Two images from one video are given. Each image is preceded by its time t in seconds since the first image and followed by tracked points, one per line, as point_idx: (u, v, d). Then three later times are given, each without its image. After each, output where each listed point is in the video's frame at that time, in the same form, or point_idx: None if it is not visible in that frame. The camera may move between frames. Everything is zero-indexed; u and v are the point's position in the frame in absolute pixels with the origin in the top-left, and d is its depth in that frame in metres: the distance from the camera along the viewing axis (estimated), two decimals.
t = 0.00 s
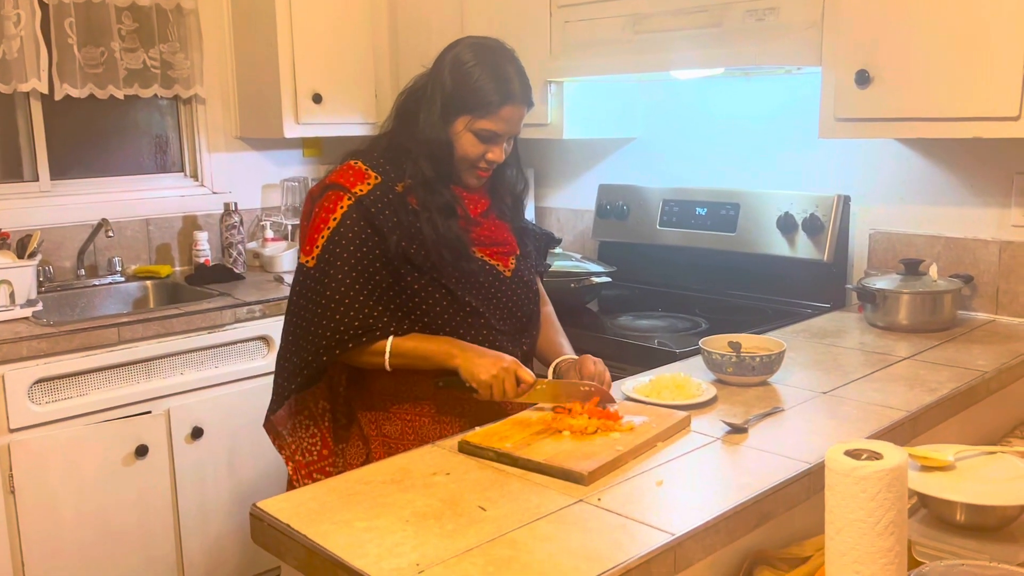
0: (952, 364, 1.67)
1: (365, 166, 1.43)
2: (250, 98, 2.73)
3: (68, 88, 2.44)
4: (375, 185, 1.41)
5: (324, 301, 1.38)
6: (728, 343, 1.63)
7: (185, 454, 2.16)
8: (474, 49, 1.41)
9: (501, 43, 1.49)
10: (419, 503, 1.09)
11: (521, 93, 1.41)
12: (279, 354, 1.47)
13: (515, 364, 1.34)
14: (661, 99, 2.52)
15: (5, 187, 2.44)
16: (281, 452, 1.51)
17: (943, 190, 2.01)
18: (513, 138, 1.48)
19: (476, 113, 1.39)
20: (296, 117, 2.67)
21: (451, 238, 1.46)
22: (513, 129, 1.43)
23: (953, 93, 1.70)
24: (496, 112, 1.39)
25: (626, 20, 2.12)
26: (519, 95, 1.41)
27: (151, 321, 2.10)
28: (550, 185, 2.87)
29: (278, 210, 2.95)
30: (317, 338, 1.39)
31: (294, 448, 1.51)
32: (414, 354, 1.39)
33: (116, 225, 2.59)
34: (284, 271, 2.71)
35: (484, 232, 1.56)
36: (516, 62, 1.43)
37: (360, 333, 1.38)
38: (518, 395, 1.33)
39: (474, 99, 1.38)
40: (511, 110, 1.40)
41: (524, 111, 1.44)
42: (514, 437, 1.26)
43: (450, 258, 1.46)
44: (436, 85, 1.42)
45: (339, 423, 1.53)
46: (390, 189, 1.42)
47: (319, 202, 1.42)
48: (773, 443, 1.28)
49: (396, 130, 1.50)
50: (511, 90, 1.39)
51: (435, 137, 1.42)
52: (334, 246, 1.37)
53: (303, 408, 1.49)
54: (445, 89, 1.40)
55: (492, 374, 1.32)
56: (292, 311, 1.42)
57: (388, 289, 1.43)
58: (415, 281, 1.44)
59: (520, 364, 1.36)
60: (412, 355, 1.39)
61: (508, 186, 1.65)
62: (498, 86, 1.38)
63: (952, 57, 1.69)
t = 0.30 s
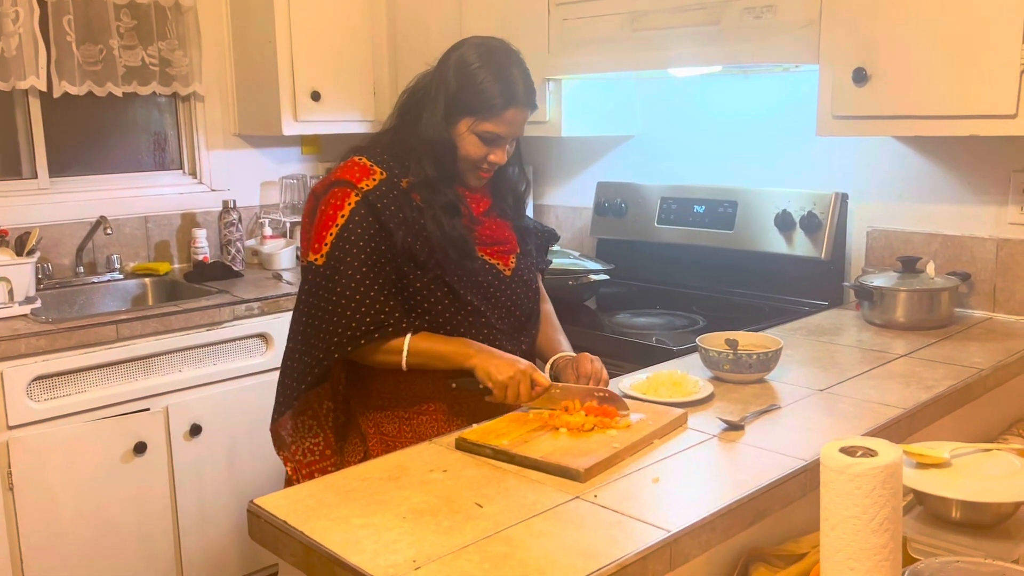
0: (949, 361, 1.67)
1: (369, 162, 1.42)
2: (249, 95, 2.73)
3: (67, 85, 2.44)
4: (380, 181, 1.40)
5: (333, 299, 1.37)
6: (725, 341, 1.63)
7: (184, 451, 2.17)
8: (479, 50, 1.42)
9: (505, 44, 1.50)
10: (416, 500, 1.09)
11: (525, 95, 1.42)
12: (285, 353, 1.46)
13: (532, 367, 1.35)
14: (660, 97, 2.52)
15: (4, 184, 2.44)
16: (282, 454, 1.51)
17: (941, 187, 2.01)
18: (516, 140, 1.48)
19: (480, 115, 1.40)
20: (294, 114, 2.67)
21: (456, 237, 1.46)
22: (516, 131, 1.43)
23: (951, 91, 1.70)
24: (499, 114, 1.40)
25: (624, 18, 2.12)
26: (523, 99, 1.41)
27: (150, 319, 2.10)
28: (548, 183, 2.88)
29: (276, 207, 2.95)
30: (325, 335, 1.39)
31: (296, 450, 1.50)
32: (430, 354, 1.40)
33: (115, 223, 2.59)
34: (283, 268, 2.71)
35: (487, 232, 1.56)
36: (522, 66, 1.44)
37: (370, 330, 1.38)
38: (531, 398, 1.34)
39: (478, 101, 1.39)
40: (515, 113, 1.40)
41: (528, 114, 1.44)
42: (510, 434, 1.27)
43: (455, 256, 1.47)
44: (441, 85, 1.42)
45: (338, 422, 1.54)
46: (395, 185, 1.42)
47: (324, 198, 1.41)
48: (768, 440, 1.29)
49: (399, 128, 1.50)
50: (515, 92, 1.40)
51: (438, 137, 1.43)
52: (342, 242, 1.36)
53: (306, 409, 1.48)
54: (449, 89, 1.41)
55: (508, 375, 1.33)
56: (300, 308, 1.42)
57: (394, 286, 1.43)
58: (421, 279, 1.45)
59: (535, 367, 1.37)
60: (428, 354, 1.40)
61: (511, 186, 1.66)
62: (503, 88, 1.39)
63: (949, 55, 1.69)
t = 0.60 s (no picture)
0: (948, 360, 1.67)
1: (375, 159, 1.43)
2: (250, 93, 2.74)
3: (68, 84, 2.44)
4: (385, 179, 1.41)
5: (336, 296, 1.37)
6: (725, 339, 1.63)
7: (184, 449, 2.17)
8: (481, 48, 1.42)
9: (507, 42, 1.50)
10: (415, 498, 1.09)
11: (527, 93, 1.42)
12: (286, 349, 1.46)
13: (535, 367, 1.35)
14: (661, 95, 2.52)
15: (5, 182, 2.44)
16: (287, 456, 1.51)
17: (941, 187, 2.01)
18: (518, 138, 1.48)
19: (482, 114, 1.40)
20: (295, 113, 2.67)
21: (459, 235, 1.46)
22: (518, 130, 1.43)
23: (951, 91, 1.70)
24: (501, 112, 1.40)
25: (625, 17, 2.12)
26: (525, 97, 1.41)
27: (151, 317, 2.10)
28: (548, 181, 2.88)
29: (277, 205, 2.95)
30: (328, 332, 1.39)
31: (301, 451, 1.51)
32: (430, 352, 1.40)
33: (115, 221, 2.59)
34: (283, 266, 2.72)
35: (490, 230, 1.57)
36: (524, 63, 1.44)
37: (375, 329, 1.38)
38: (533, 399, 1.33)
39: (481, 99, 1.39)
40: (517, 111, 1.40)
41: (529, 112, 1.44)
42: (510, 433, 1.27)
43: (459, 254, 1.47)
44: (443, 83, 1.43)
45: (344, 423, 1.54)
46: (400, 184, 1.42)
47: (328, 195, 1.41)
48: (767, 438, 1.29)
49: (401, 126, 1.50)
50: (517, 90, 1.40)
51: (440, 135, 1.43)
52: (346, 240, 1.36)
53: (310, 408, 1.49)
54: (452, 88, 1.41)
55: (511, 374, 1.33)
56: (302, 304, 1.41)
57: (398, 284, 1.43)
58: (424, 277, 1.45)
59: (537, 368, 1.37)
60: (428, 352, 1.40)
61: (514, 184, 1.66)
62: (505, 86, 1.39)
63: (949, 54, 1.69)
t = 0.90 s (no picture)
0: (948, 359, 1.68)
1: (371, 160, 1.42)
2: (251, 93, 2.74)
3: (70, 83, 2.44)
4: (382, 178, 1.41)
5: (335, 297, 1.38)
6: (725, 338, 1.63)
7: (185, 448, 2.17)
8: (475, 45, 1.42)
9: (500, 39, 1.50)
10: (416, 496, 1.10)
11: (520, 88, 1.41)
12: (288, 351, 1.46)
13: (542, 365, 1.35)
14: (661, 95, 2.52)
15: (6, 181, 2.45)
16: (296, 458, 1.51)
17: (942, 186, 2.01)
18: (513, 134, 1.49)
19: (474, 109, 1.40)
20: (296, 112, 2.67)
21: (454, 232, 1.47)
22: (512, 126, 1.44)
23: (951, 90, 1.70)
24: (495, 108, 1.40)
25: (625, 16, 2.12)
26: (519, 92, 1.41)
27: (152, 315, 2.10)
28: (549, 180, 2.88)
29: (278, 204, 2.95)
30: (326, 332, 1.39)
31: (310, 454, 1.51)
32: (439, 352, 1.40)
33: (117, 220, 2.60)
34: (284, 265, 2.72)
35: (487, 228, 1.57)
36: (516, 58, 1.44)
37: (371, 327, 1.39)
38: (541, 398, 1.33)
39: (474, 95, 1.39)
40: (510, 106, 1.41)
41: (524, 107, 1.44)
42: (510, 431, 1.28)
43: (454, 252, 1.48)
44: (436, 81, 1.43)
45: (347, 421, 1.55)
46: (396, 183, 1.42)
47: (326, 196, 1.41)
48: (766, 436, 1.29)
49: (398, 126, 1.50)
50: (510, 85, 1.40)
51: (434, 133, 1.44)
52: (344, 240, 1.36)
53: (316, 409, 1.49)
54: (444, 85, 1.41)
55: (519, 373, 1.33)
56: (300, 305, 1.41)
57: (396, 283, 1.44)
58: (421, 276, 1.45)
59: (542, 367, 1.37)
60: (438, 352, 1.40)
61: (514, 182, 1.66)
62: (498, 81, 1.39)
63: (950, 53, 1.69)
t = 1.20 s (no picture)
0: (949, 359, 1.68)
1: (365, 162, 1.43)
2: (252, 92, 2.74)
3: (71, 82, 2.45)
4: (375, 182, 1.41)
5: (325, 300, 1.38)
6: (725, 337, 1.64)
7: (186, 447, 2.18)
8: (472, 43, 1.42)
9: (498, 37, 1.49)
10: (416, 495, 1.10)
11: (518, 86, 1.41)
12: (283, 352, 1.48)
13: (514, 361, 1.37)
14: (662, 94, 2.52)
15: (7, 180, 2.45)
16: (293, 455, 1.52)
17: (943, 186, 2.01)
18: (511, 132, 1.48)
19: (472, 107, 1.40)
20: (297, 111, 2.67)
21: (450, 233, 1.47)
22: (511, 123, 1.44)
23: (952, 90, 1.70)
24: (493, 105, 1.39)
25: (625, 16, 2.12)
26: (517, 90, 1.41)
27: (153, 315, 2.11)
28: (550, 180, 2.88)
29: (279, 204, 2.95)
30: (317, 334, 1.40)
31: (306, 449, 1.52)
32: (414, 352, 1.40)
33: (118, 219, 2.60)
34: (285, 264, 2.72)
35: (484, 227, 1.57)
36: (513, 56, 1.43)
37: (359, 331, 1.39)
38: (518, 393, 1.36)
39: (472, 93, 1.39)
40: (508, 104, 1.40)
41: (523, 105, 1.44)
42: (511, 430, 1.28)
43: (449, 253, 1.48)
44: (434, 79, 1.43)
45: (343, 419, 1.55)
46: (390, 185, 1.43)
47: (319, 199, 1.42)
48: (767, 436, 1.29)
49: (395, 124, 1.50)
50: (508, 83, 1.39)
51: (432, 130, 1.43)
52: (334, 244, 1.37)
53: (310, 406, 1.50)
54: (442, 83, 1.41)
55: (491, 372, 1.35)
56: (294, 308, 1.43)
57: (389, 286, 1.44)
58: (415, 278, 1.45)
59: (518, 361, 1.39)
60: (413, 353, 1.40)
61: (512, 182, 1.65)
62: (495, 79, 1.39)
63: (950, 53, 1.69)
